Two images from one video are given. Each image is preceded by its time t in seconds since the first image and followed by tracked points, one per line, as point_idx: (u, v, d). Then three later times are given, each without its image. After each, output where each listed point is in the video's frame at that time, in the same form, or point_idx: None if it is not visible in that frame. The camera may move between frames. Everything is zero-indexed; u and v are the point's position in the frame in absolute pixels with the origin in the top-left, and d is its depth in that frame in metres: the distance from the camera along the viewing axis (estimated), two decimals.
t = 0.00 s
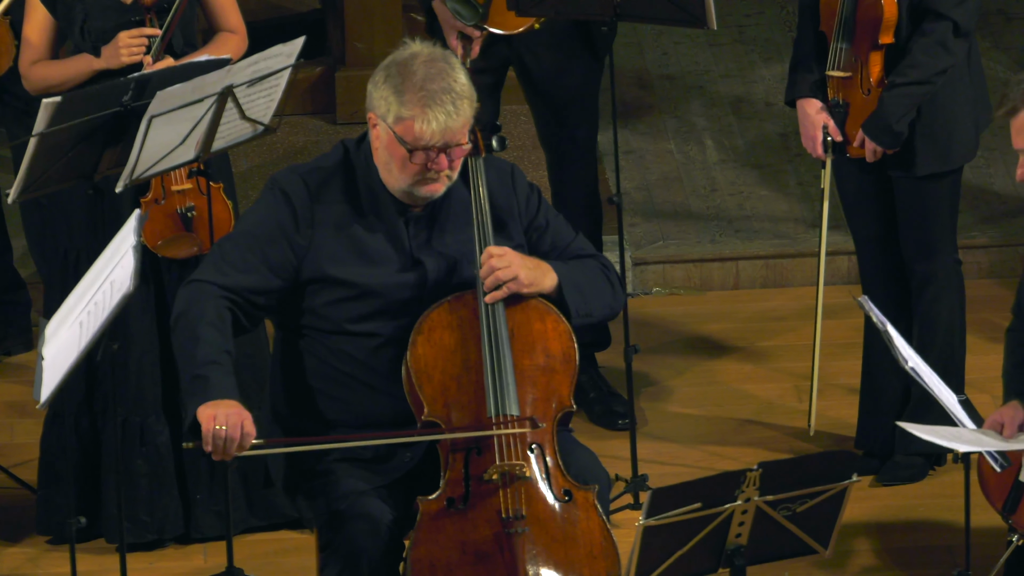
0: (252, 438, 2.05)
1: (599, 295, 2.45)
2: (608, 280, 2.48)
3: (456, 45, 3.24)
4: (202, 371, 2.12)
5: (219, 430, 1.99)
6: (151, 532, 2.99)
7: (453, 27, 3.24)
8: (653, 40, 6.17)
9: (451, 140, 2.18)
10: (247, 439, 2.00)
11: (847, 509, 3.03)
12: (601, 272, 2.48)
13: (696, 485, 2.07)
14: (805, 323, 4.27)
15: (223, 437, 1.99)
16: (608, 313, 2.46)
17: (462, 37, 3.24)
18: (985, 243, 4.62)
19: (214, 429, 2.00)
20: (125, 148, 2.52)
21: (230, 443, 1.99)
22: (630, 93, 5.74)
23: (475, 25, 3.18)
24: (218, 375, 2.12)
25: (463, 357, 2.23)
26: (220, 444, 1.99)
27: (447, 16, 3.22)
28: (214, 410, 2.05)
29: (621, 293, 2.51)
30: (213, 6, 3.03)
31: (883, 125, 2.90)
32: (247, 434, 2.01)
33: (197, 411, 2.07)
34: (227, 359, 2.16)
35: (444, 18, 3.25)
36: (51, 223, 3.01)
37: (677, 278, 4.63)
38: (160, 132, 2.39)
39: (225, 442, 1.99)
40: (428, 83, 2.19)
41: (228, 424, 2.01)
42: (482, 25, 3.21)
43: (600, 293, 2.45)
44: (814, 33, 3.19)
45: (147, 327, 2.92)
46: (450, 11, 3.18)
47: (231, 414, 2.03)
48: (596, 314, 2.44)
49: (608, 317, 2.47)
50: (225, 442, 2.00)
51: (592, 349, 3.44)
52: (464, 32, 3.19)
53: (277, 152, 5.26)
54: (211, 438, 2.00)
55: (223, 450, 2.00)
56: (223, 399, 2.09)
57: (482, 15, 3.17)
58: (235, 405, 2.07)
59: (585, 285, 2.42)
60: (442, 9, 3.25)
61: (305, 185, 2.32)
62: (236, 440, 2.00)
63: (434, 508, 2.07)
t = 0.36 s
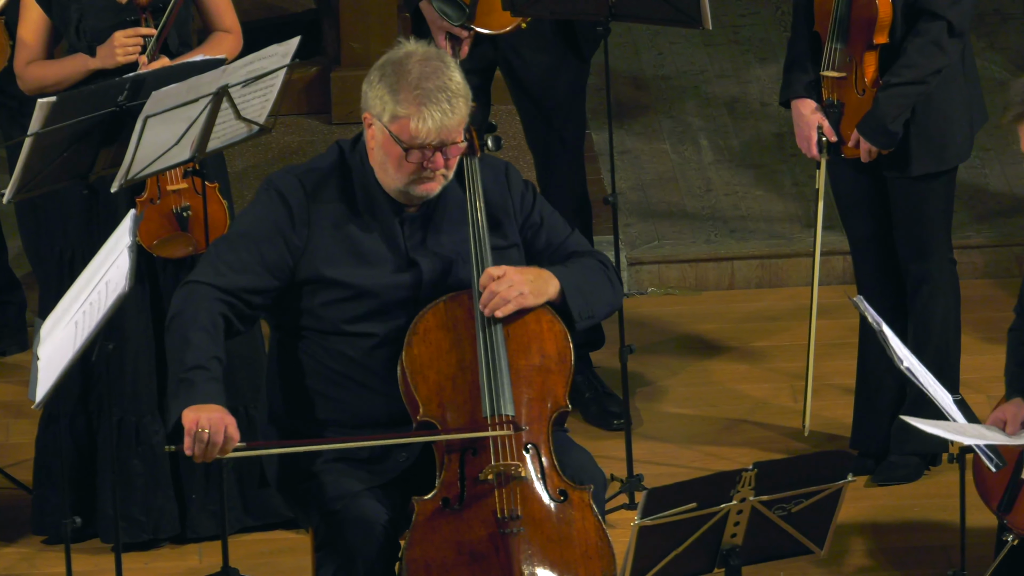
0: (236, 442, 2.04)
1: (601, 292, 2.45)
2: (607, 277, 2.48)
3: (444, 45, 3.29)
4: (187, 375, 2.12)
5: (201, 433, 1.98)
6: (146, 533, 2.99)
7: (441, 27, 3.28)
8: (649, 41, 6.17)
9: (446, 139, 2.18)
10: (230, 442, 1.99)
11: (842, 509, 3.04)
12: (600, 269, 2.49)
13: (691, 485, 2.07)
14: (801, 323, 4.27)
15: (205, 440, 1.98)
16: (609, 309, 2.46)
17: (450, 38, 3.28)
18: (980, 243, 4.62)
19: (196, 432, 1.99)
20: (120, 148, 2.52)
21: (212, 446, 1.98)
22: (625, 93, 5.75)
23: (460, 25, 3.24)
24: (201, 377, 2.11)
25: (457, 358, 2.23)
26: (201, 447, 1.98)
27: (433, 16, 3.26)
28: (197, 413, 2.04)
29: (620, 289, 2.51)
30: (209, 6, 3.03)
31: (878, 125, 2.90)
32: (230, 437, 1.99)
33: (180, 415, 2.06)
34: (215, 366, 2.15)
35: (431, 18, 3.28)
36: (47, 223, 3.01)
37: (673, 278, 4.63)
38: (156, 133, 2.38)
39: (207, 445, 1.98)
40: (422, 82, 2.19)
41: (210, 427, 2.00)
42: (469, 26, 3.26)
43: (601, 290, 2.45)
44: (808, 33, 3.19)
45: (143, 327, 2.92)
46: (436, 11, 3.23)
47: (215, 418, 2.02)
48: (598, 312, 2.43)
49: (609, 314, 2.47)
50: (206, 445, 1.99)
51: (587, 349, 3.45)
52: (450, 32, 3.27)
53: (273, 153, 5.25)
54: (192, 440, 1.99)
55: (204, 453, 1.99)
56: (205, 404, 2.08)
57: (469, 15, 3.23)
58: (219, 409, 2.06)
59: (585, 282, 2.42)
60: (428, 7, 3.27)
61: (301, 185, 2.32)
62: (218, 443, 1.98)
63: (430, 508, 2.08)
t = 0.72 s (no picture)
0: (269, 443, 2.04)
1: (603, 288, 2.45)
2: (609, 272, 2.48)
3: (445, 45, 3.28)
4: (212, 378, 2.12)
5: (232, 437, 1.99)
6: (144, 532, 2.99)
7: (441, 26, 3.27)
8: (648, 40, 6.17)
9: (447, 135, 2.18)
10: (261, 446, 1.99)
11: (841, 508, 3.04)
12: (603, 264, 2.49)
13: (690, 485, 2.07)
14: (800, 321, 4.28)
15: (236, 443, 1.99)
16: (612, 305, 2.46)
17: (450, 37, 3.27)
18: (978, 242, 4.62)
19: (227, 435, 2.00)
20: (119, 146, 2.52)
21: (242, 450, 1.99)
22: (623, 92, 5.74)
23: (462, 23, 3.23)
24: (219, 381, 2.12)
25: (457, 357, 2.23)
26: (232, 450, 1.99)
27: (434, 16, 3.25)
28: (229, 415, 2.04)
29: (622, 283, 2.51)
30: (207, 6, 3.03)
31: (877, 124, 2.90)
32: (261, 440, 2.00)
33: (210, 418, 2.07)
34: (236, 366, 2.16)
35: (431, 19, 3.27)
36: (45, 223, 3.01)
37: (672, 278, 4.63)
38: (155, 132, 2.38)
39: (238, 448, 1.99)
40: (422, 79, 2.19)
41: (241, 431, 2.00)
42: (469, 24, 3.25)
43: (603, 285, 2.45)
44: (807, 33, 3.19)
45: (141, 326, 2.92)
46: (436, 11, 3.22)
47: (246, 421, 2.02)
48: (600, 308, 2.43)
49: (612, 309, 2.47)
50: (238, 448, 1.99)
51: (586, 349, 3.45)
52: (451, 32, 3.26)
53: (271, 152, 5.25)
54: (224, 444, 2.00)
55: (236, 456, 2.00)
56: (231, 406, 2.08)
57: (469, 13, 3.22)
58: (251, 410, 2.07)
59: (587, 278, 2.42)
60: (428, 7, 3.26)
61: (301, 184, 2.32)
62: (249, 446, 1.99)
63: (429, 507, 2.07)
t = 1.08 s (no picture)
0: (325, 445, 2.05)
1: (610, 285, 2.44)
2: (615, 267, 2.48)
3: (445, 44, 3.26)
4: (262, 378, 2.13)
5: (289, 434, 2.00)
6: (147, 533, 2.99)
7: (442, 26, 3.24)
8: (651, 42, 6.17)
9: (452, 135, 2.18)
10: (318, 443, 2.00)
11: (844, 509, 3.04)
12: (609, 259, 2.48)
13: (694, 485, 2.07)
14: (802, 322, 4.28)
15: (292, 442, 1.99)
16: (619, 301, 2.46)
17: (450, 37, 3.25)
18: (981, 243, 4.62)
19: (283, 433, 2.00)
20: (122, 147, 2.52)
21: (299, 448, 1.99)
22: (626, 94, 5.74)
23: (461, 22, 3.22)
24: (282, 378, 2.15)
25: (461, 358, 2.23)
26: (288, 448, 1.99)
27: (433, 16, 3.23)
28: (285, 414, 2.05)
29: (629, 279, 2.50)
30: (210, 7, 3.02)
31: (881, 125, 2.90)
32: (317, 438, 2.00)
33: (267, 417, 2.07)
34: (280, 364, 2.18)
35: (430, 18, 3.25)
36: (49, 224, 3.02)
37: (675, 278, 4.63)
38: (158, 133, 2.38)
39: (295, 446, 2.00)
40: (428, 79, 2.19)
41: (298, 430, 2.01)
42: (469, 23, 3.24)
43: (609, 281, 2.44)
44: (810, 33, 3.19)
45: (145, 327, 2.92)
46: (436, 11, 3.20)
47: (303, 419, 2.03)
48: (607, 304, 2.43)
49: (619, 305, 2.47)
50: (294, 445, 2.00)
51: (589, 349, 3.45)
52: (451, 31, 3.25)
53: (274, 152, 5.25)
54: (280, 441, 2.00)
55: (291, 454, 2.00)
56: (289, 403, 2.10)
57: (469, 12, 3.21)
58: (305, 410, 2.07)
59: (592, 275, 2.42)
60: (427, 7, 3.25)
61: (307, 185, 2.32)
62: (307, 444, 1.99)
63: (433, 508, 2.07)
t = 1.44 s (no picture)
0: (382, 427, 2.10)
1: (618, 283, 2.44)
2: (624, 267, 2.47)
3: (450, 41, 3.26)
4: (308, 368, 2.17)
5: (343, 421, 2.05)
6: (155, 533, 2.99)
7: (447, 24, 3.25)
8: (659, 41, 6.17)
9: (461, 134, 2.18)
10: (374, 428, 2.05)
11: (853, 509, 3.03)
12: (617, 257, 2.48)
13: (702, 485, 2.07)
14: (811, 322, 4.27)
15: (347, 428, 2.04)
16: (628, 301, 2.46)
17: (456, 35, 3.26)
18: (990, 243, 4.61)
19: (338, 420, 2.05)
20: (131, 147, 2.52)
21: (354, 434, 2.04)
22: (634, 93, 5.74)
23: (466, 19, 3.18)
24: (311, 377, 2.17)
25: (470, 358, 2.22)
26: (344, 434, 2.05)
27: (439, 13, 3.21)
28: (340, 399, 2.10)
29: (638, 277, 2.50)
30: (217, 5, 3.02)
31: (890, 125, 2.89)
32: (372, 422, 2.05)
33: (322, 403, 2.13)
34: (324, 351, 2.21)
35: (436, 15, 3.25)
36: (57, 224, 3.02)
37: (683, 278, 4.63)
38: (166, 132, 2.38)
39: (349, 432, 2.05)
40: (436, 77, 2.19)
41: (352, 415, 2.05)
42: (474, 21, 3.25)
43: (618, 281, 2.44)
44: (819, 33, 3.18)
45: (153, 326, 2.93)
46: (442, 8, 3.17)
47: (357, 404, 2.08)
48: (616, 304, 2.43)
49: (627, 305, 2.47)
50: (350, 431, 2.05)
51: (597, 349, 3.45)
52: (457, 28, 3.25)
53: (283, 152, 5.26)
54: (335, 427, 2.06)
55: (348, 439, 2.05)
56: (344, 387, 2.15)
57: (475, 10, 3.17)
58: (361, 393, 2.12)
59: (600, 275, 2.42)
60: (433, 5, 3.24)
61: (317, 185, 2.33)
62: (363, 430, 2.04)
63: (441, 508, 2.07)
